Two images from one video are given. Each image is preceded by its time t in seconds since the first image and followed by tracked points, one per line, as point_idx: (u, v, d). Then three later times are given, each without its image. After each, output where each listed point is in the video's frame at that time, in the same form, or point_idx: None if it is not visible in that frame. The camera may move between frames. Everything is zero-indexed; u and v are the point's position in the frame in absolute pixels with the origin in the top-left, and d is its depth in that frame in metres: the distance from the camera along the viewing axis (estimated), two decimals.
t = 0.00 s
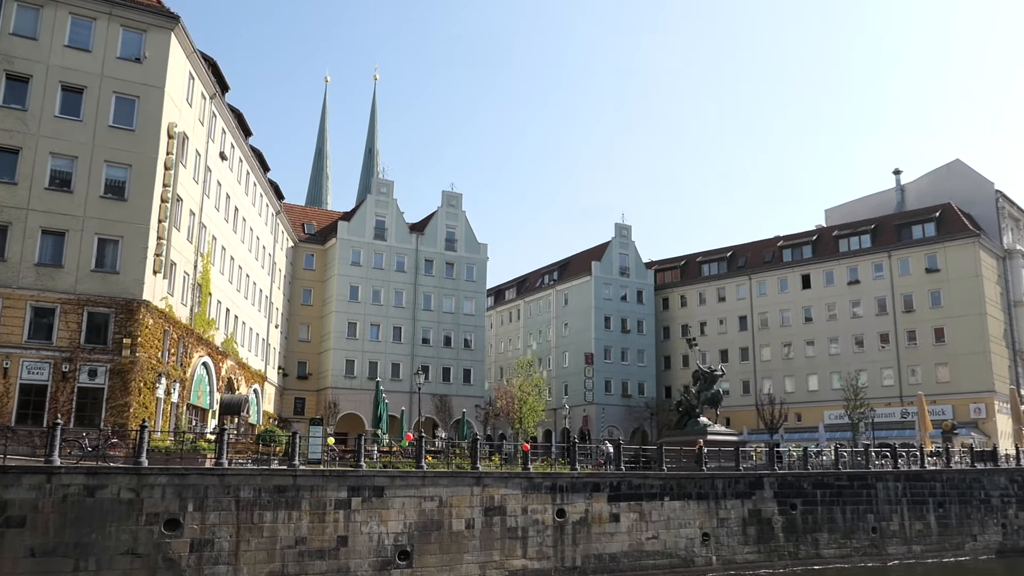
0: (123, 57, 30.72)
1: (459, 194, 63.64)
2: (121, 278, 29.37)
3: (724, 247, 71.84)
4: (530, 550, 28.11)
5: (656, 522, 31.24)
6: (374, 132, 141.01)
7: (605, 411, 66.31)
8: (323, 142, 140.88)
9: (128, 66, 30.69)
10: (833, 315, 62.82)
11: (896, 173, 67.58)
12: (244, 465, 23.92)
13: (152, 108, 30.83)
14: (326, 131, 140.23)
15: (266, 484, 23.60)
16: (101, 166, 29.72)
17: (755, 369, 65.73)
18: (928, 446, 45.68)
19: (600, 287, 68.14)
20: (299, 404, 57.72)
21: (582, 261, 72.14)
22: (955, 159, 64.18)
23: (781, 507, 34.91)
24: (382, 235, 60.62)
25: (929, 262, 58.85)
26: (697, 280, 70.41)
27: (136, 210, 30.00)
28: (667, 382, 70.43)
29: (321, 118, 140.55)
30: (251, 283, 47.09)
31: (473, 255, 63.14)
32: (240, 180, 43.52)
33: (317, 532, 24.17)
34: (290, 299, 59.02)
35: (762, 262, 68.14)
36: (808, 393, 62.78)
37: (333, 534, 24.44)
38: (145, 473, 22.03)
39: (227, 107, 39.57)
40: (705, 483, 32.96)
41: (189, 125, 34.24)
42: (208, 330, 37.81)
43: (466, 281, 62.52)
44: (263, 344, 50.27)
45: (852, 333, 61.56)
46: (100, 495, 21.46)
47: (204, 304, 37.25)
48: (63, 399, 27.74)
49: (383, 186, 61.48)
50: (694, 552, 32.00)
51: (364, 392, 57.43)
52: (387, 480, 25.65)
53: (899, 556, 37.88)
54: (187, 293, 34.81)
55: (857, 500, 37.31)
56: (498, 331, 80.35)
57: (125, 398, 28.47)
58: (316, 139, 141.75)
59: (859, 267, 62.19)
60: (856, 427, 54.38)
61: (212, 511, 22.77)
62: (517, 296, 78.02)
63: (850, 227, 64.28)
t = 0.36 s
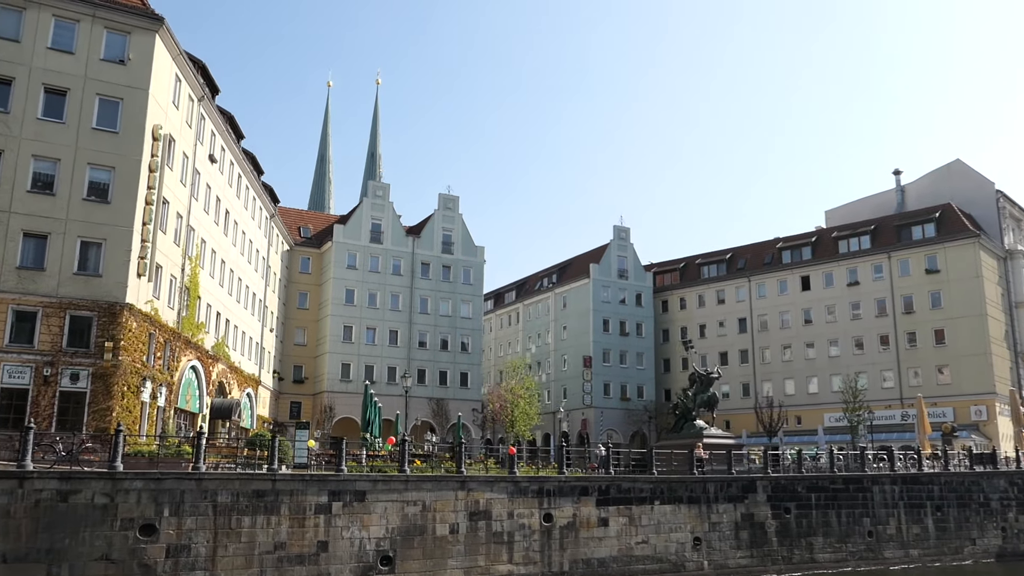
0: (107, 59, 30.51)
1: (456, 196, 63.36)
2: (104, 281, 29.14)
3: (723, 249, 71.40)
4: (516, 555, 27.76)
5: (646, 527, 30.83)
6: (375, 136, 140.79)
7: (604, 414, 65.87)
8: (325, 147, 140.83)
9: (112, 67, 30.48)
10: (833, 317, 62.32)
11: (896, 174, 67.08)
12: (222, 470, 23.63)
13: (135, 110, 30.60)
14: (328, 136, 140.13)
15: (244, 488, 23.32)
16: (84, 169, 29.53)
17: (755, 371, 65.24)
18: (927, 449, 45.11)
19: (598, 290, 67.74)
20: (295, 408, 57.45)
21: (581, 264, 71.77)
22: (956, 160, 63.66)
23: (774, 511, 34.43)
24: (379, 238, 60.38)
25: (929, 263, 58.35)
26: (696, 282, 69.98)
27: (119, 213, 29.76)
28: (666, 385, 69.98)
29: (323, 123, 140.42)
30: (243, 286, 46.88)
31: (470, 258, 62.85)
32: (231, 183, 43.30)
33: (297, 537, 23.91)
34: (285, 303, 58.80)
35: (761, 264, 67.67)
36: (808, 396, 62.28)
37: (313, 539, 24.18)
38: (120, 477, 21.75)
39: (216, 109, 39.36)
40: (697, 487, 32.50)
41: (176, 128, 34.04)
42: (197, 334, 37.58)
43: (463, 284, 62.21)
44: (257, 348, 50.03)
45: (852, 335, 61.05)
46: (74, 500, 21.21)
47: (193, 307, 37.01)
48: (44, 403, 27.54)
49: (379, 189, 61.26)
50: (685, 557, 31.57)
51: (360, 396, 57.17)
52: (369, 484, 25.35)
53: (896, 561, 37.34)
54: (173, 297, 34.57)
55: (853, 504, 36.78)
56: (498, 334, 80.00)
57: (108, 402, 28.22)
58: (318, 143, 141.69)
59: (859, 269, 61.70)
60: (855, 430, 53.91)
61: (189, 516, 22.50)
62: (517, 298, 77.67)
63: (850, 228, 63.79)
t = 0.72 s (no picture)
0: (88, 59, 30.27)
1: (450, 199, 63.09)
2: (82, 282, 28.87)
3: (720, 252, 71.03)
4: (497, 561, 27.40)
5: (631, 532, 30.44)
6: (376, 140, 140.65)
7: (599, 419, 65.47)
8: (326, 150, 140.69)
9: (93, 67, 30.24)
10: (829, 321, 61.89)
11: (894, 177, 66.67)
12: (195, 473, 23.34)
13: (117, 111, 30.35)
14: (328, 140, 140.03)
15: (217, 492, 23.01)
16: (64, 169, 29.29)
17: (751, 376, 64.81)
18: (922, 455, 44.63)
19: (593, 294, 67.37)
20: (287, 411, 57.13)
21: (577, 267, 71.41)
22: (954, 163, 63.26)
23: (763, 516, 34.01)
24: (372, 241, 60.11)
25: (925, 267, 57.93)
26: (693, 286, 69.61)
27: (99, 213, 29.49)
28: (662, 390, 69.56)
29: (324, 126, 140.22)
30: (233, 289, 46.63)
31: (464, 261, 62.55)
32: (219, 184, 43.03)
33: (271, 542, 23.59)
34: (278, 306, 58.51)
35: (758, 268, 67.25)
36: (804, 400, 61.85)
37: (288, 544, 23.86)
38: (89, 481, 21.48)
39: (203, 110, 39.12)
40: (683, 492, 32.11)
41: (159, 128, 33.80)
42: (182, 336, 37.31)
43: (457, 287, 61.90)
44: (247, 351, 49.75)
45: (848, 340, 60.60)
46: (42, 503, 20.98)
47: (178, 309, 36.75)
48: (21, 406, 27.31)
49: (373, 191, 61.03)
50: (671, 563, 31.15)
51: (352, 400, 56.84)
52: (346, 488, 25.02)
53: (888, 567, 36.88)
54: (157, 299, 34.30)
55: (844, 510, 36.36)
56: (494, 338, 79.65)
57: (86, 404, 27.97)
58: (318, 146, 141.56)
59: (856, 272, 61.28)
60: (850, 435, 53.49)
61: (160, 520, 22.21)
62: (513, 302, 77.32)
63: (847, 232, 63.37)
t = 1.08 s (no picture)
0: (64, 59, 29.99)
1: (441, 202, 62.75)
2: (57, 284, 28.56)
3: (713, 255, 70.64)
4: (476, 565, 27.03)
5: (614, 537, 30.04)
6: (372, 143, 140.29)
7: (591, 422, 65.06)
8: (323, 155, 140.39)
9: (70, 67, 29.94)
10: (823, 323, 61.50)
11: (887, 179, 66.29)
12: (165, 478, 23.01)
13: (93, 111, 30.05)
14: (325, 144, 139.78)
15: (186, 496, 22.67)
16: (39, 170, 29.01)
17: (745, 379, 64.39)
18: (914, 458, 44.19)
19: (586, 296, 67.01)
20: (277, 415, 56.74)
21: (569, 270, 71.05)
22: (947, 165, 62.92)
23: (749, 520, 33.59)
24: (362, 244, 59.79)
25: (919, 269, 57.54)
26: (686, 289, 69.24)
27: (74, 215, 29.18)
28: (656, 393, 69.16)
29: (321, 131, 139.92)
30: (219, 291, 46.30)
31: (455, 264, 62.20)
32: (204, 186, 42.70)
33: (243, 547, 23.24)
34: (267, 309, 58.16)
35: (751, 270, 66.85)
36: (798, 404, 61.47)
37: (260, 549, 23.51)
38: (53, 485, 21.18)
39: (186, 111, 38.81)
40: (668, 496, 31.69)
41: (139, 129, 33.49)
42: (164, 339, 36.97)
43: (448, 290, 61.53)
44: (234, 354, 49.40)
45: (842, 342, 60.20)
46: (5, 509, 20.69)
47: (159, 311, 36.40)
48: None
49: (363, 194, 60.72)
50: (654, 568, 30.74)
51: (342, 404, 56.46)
52: (320, 492, 24.66)
53: (877, 572, 36.44)
54: (137, 301, 33.95)
55: (832, 514, 35.95)
56: (488, 342, 79.30)
57: (59, 408, 27.69)
58: (315, 151, 141.34)
59: (849, 275, 60.89)
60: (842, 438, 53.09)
61: (127, 525, 21.89)
62: (506, 305, 76.98)
63: (840, 234, 62.97)
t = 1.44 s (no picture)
0: (41, 56, 29.71)
1: (433, 202, 62.45)
2: (32, 283, 28.27)
3: (707, 256, 70.26)
4: (454, 568, 26.69)
5: (597, 539, 29.66)
6: (370, 145, 139.97)
7: (584, 424, 64.69)
8: (321, 156, 140.01)
9: (46, 64, 29.66)
10: (817, 324, 61.11)
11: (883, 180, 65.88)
12: (134, 479, 22.69)
13: (70, 109, 29.76)
14: (324, 146, 139.37)
15: (156, 498, 22.34)
16: (14, 168, 28.73)
17: (739, 381, 64.00)
18: (905, 461, 43.76)
19: (579, 297, 66.67)
20: (266, 417, 56.39)
21: (563, 271, 70.70)
22: (942, 165, 62.54)
23: (735, 523, 33.19)
24: (353, 244, 59.48)
25: (913, 270, 57.11)
26: (680, 290, 68.88)
27: (49, 213, 28.89)
28: (649, 395, 68.79)
29: (319, 132, 139.56)
30: (206, 291, 46.01)
31: (447, 265, 61.87)
32: (188, 185, 42.39)
33: (213, 549, 22.90)
34: (257, 309, 57.84)
35: (745, 271, 66.46)
36: (791, 405, 61.06)
37: (231, 551, 23.18)
38: (18, 486, 20.90)
39: (169, 109, 38.49)
40: (652, 498, 31.30)
41: (119, 127, 33.20)
42: (146, 339, 36.68)
43: (439, 290, 61.18)
44: (221, 355, 49.08)
45: (835, 344, 59.80)
46: None
47: (141, 311, 36.10)
48: None
49: (354, 194, 60.42)
50: (638, 570, 30.35)
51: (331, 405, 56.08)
52: (293, 494, 24.31)
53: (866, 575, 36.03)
54: (117, 301, 33.64)
55: (820, 516, 35.54)
56: (482, 343, 78.96)
57: (33, 408, 27.46)
58: (313, 152, 140.97)
59: (843, 276, 60.49)
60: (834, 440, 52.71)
61: (94, 527, 21.58)
62: (500, 307, 76.66)
63: (835, 235, 62.56)
